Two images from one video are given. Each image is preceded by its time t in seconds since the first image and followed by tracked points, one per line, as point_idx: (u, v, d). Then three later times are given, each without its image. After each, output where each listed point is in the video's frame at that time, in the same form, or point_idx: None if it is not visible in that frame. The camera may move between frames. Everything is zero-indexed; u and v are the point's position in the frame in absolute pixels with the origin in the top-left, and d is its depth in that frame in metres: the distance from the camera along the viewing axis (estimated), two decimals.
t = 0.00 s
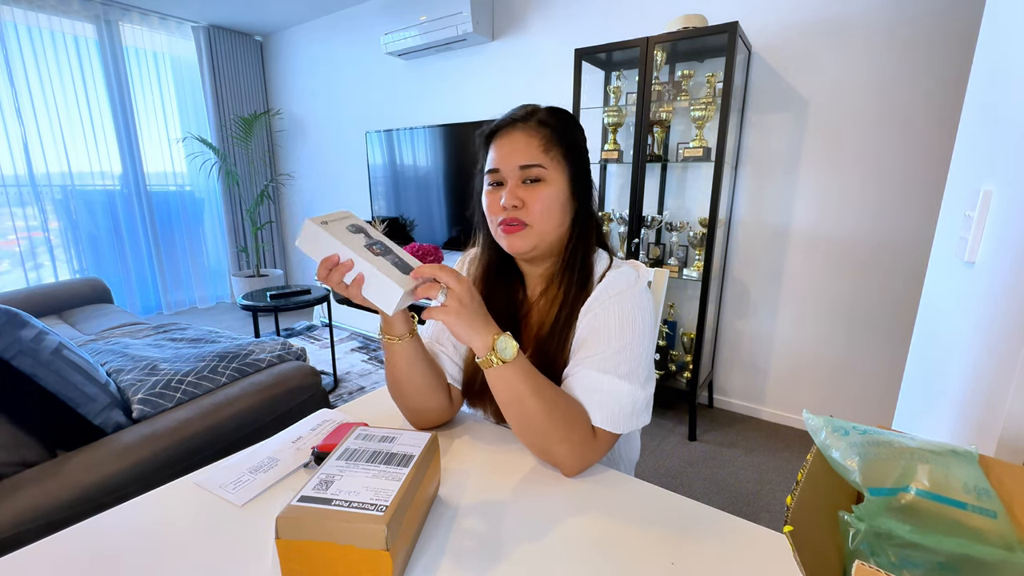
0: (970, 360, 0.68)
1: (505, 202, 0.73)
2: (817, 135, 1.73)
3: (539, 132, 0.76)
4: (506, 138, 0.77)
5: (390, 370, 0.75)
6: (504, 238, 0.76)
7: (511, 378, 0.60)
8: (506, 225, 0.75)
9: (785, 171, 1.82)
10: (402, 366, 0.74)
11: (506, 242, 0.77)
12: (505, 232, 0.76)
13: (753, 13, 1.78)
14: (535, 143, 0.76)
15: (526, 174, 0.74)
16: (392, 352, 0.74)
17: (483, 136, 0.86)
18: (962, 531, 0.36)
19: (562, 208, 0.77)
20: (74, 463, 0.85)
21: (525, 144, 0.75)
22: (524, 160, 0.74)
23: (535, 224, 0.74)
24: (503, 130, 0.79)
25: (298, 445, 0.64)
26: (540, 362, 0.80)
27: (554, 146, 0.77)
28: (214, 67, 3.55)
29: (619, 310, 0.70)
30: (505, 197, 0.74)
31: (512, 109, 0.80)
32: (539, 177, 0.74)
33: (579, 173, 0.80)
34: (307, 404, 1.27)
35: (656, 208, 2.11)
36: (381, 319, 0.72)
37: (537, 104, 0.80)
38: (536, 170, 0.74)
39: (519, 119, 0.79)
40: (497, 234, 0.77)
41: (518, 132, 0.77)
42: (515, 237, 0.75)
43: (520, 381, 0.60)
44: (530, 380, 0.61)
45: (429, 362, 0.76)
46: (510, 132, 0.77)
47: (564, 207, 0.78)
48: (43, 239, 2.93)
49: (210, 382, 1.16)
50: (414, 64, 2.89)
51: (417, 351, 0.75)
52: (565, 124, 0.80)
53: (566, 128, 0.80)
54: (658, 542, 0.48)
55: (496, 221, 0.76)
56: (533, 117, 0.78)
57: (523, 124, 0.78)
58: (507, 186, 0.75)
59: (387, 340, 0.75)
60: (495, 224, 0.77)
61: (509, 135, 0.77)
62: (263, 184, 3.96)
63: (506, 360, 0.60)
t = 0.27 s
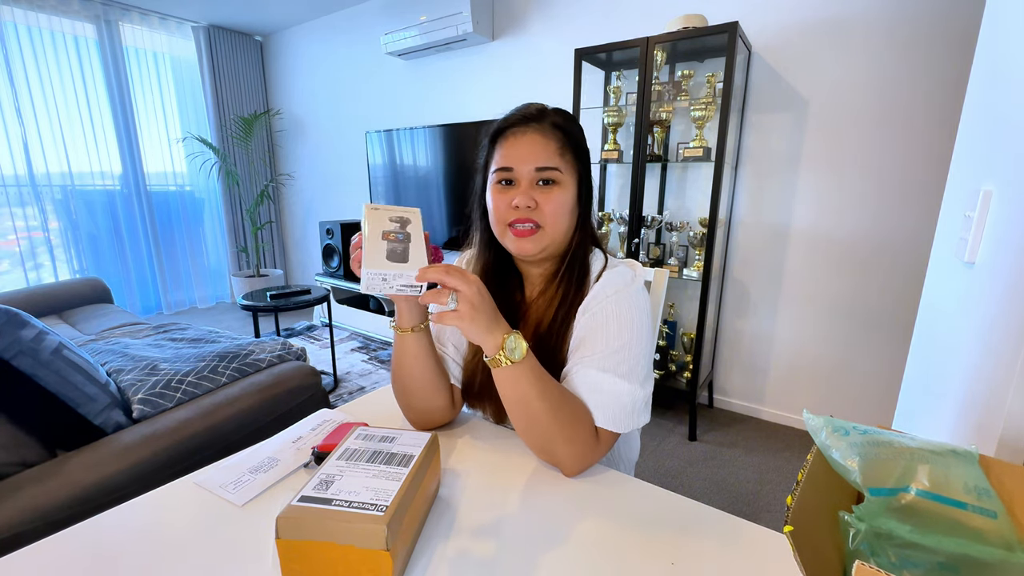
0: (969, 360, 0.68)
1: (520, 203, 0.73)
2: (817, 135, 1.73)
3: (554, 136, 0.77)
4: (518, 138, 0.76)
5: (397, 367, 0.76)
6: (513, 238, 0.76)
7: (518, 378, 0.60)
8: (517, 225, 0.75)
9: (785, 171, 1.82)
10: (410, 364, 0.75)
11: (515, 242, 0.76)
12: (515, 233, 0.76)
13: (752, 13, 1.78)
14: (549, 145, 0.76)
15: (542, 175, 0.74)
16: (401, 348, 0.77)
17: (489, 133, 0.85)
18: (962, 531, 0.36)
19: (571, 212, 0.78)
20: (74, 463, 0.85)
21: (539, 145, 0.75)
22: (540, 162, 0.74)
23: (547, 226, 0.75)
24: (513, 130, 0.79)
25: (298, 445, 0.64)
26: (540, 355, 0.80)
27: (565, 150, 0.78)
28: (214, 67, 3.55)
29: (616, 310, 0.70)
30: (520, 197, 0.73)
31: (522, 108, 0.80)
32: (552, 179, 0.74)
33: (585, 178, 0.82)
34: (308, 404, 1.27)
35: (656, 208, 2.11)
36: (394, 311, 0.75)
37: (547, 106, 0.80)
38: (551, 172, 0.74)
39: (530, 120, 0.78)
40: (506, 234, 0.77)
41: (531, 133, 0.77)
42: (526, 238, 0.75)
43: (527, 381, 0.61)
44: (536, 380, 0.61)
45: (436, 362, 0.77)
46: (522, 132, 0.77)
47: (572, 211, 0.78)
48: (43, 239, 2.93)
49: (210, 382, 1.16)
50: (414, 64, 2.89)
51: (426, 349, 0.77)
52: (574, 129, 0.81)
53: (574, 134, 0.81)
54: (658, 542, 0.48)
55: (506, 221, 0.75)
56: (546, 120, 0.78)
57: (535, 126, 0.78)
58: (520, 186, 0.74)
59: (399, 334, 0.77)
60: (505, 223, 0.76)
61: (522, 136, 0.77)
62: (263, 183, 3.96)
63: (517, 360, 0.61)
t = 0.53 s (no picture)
0: (970, 360, 0.68)
1: (523, 203, 0.73)
2: (817, 135, 1.73)
3: (557, 137, 0.77)
4: (521, 138, 0.76)
5: (403, 364, 0.76)
6: (514, 237, 0.76)
7: (519, 373, 0.63)
8: (518, 224, 0.75)
9: (784, 171, 1.82)
10: (415, 361, 0.76)
11: (517, 242, 0.76)
12: (517, 232, 0.76)
13: (752, 13, 1.78)
14: (552, 145, 0.76)
15: (545, 175, 0.74)
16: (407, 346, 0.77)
17: (490, 133, 0.85)
18: (962, 531, 0.36)
19: (573, 212, 0.78)
20: (74, 463, 0.84)
21: (542, 145, 0.75)
22: (544, 162, 0.74)
23: (549, 226, 0.74)
24: (516, 130, 0.79)
25: (298, 445, 0.64)
26: (538, 352, 0.82)
27: (567, 150, 0.78)
28: (214, 67, 3.55)
29: (615, 310, 0.70)
30: (523, 197, 0.73)
31: (524, 108, 0.80)
32: (555, 179, 0.74)
33: (586, 179, 0.82)
34: (307, 404, 1.27)
35: (656, 208, 2.11)
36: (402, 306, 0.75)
37: (549, 107, 0.80)
38: (554, 172, 0.74)
39: (532, 120, 0.79)
40: (508, 234, 0.76)
41: (534, 133, 0.77)
42: (528, 238, 0.75)
43: (527, 377, 0.62)
44: (535, 377, 0.63)
45: (440, 362, 0.77)
46: (525, 132, 0.77)
47: (574, 211, 0.79)
48: (43, 239, 2.93)
49: (210, 382, 1.16)
50: (414, 64, 2.89)
51: (432, 347, 0.77)
52: (576, 132, 0.81)
53: (576, 135, 0.82)
54: (658, 542, 0.48)
55: (507, 219, 0.75)
56: (549, 121, 0.79)
57: (537, 126, 0.78)
58: (523, 185, 0.74)
59: (406, 330, 0.78)
60: (507, 223, 0.75)
61: (525, 135, 0.77)
62: (263, 183, 3.96)
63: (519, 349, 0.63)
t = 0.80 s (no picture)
0: (970, 360, 0.68)
1: (517, 203, 0.73)
2: (817, 135, 1.73)
3: (553, 137, 0.77)
4: (517, 138, 0.76)
5: (405, 363, 0.77)
6: (510, 238, 0.76)
7: (527, 372, 0.63)
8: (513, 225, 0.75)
9: (784, 171, 1.82)
10: (418, 361, 0.76)
11: (512, 242, 0.76)
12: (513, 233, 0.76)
13: (752, 12, 1.78)
14: (547, 145, 0.75)
15: (539, 176, 0.74)
16: (410, 345, 0.78)
17: (489, 133, 0.85)
18: (963, 531, 0.35)
19: (569, 212, 0.78)
20: (74, 463, 0.84)
21: (537, 146, 0.75)
22: (538, 162, 0.73)
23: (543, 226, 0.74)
24: (513, 130, 0.79)
25: (298, 445, 0.64)
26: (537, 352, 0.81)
27: (564, 150, 0.77)
28: (214, 67, 3.55)
29: (615, 309, 0.70)
30: (517, 198, 0.73)
31: (521, 109, 0.80)
32: (550, 180, 0.74)
33: (584, 179, 0.82)
34: (307, 404, 1.27)
35: (656, 208, 2.11)
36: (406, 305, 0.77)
37: (547, 107, 0.80)
38: (549, 173, 0.74)
39: (528, 120, 0.79)
40: (503, 234, 0.77)
41: (529, 134, 0.77)
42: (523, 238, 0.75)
43: (534, 376, 0.63)
44: (542, 376, 0.63)
45: (442, 362, 0.78)
46: (521, 133, 0.77)
47: (571, 212, 0.78)
48: (43, 239, 2.93)
49: (210, 382, 1.16)
50: (414, 64, 2.89)
51: (434, 347, 0.78)
52: (574, 131, 0.81)
53: (573, 135, 0.81)
54: (658, 542, 0.48)
55: (502, 220, 0.75)
56: (545, 120, 0.79)
57: (533, 126, 0.78)
58: (517, 186, 0.74)
59: (408, 330, 0.78)
60: (502, 223, 0.76)
61: (520, 136, 0.77)
62: (263, 184, 3.96)
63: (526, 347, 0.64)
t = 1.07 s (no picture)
0: (970, 360, 0.68)
1: (518, 201, 0.73)
2: (817, 135, 1.73)
3: (554, 136, 0.77)
4: (518, 137, 0.77)
5: (405, 362, 0.77)
6: (511, 237, 0.76)
7: (558, 374, 0.62)
8: (515, 224, 0.75)
9: (784, 171, 1.82)
10: (418, 362, 0.77)
11: (513, 241, 0.76)
12: (514, 231, 0.75)
13: (752, 12, 1.78)
14: (548, 144, 0.76)
15: (541, 175, 0.74)
16: (411, 345, 0.78)
17: (489, 133, 0.85)
18: (962, 531, 0.35)
19: (570, 211, 0.78)
20: (74, 463, 0.84)
21: (538, 145, 0.75)
22: (539, 161, 0.74)
23: (544, 224, 0.74)
24: (514, 129, 0.79)
25: (298, 445, 0.64)
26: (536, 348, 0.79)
27: (564, 150, 0.78)
28: (214, 67, 3.55)
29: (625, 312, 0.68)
30: (519, 196, 0.73)
31: (522, 108, 0.80)
32: (552, 178, 0.74)
33: (584, 179, 0.82)
34: (307, 404, 1.27)
35: (656, 208, 2.11)
36: (408, 305, 0.77)
37: (548, 106, 0.81)
38: (550, 171, 0.74)
39: (529, 120, 0.79)
40: (504, 233, 0.76)
41: (531, 133, 0.77)
42: (524, 237, 0.75)
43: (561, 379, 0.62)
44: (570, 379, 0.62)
45: (443, 362, 0.78)
46: (522, 132, 0.77)
47: (572, 211, 0.78)
48: (43, 239, 2.93)
49: (210, 382, 1.16)
50: (414, 64, 2.89)
51: (435, 347, 0.79)
52: (574, 131, 0.81)
53: (574, 135, 0.81)
54: (657, 541, 0.48)
55: (504, 220, 0.75)
56: (546, 119, 0.79)
57: (534, 125, 0.78)
58: (519, 185, 0.74)
59: (410, 329, 0.79)
60: (503, 222, 0.75)
61: (521, 135, 0.77)
62: (263, 183, 3.96)
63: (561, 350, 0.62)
